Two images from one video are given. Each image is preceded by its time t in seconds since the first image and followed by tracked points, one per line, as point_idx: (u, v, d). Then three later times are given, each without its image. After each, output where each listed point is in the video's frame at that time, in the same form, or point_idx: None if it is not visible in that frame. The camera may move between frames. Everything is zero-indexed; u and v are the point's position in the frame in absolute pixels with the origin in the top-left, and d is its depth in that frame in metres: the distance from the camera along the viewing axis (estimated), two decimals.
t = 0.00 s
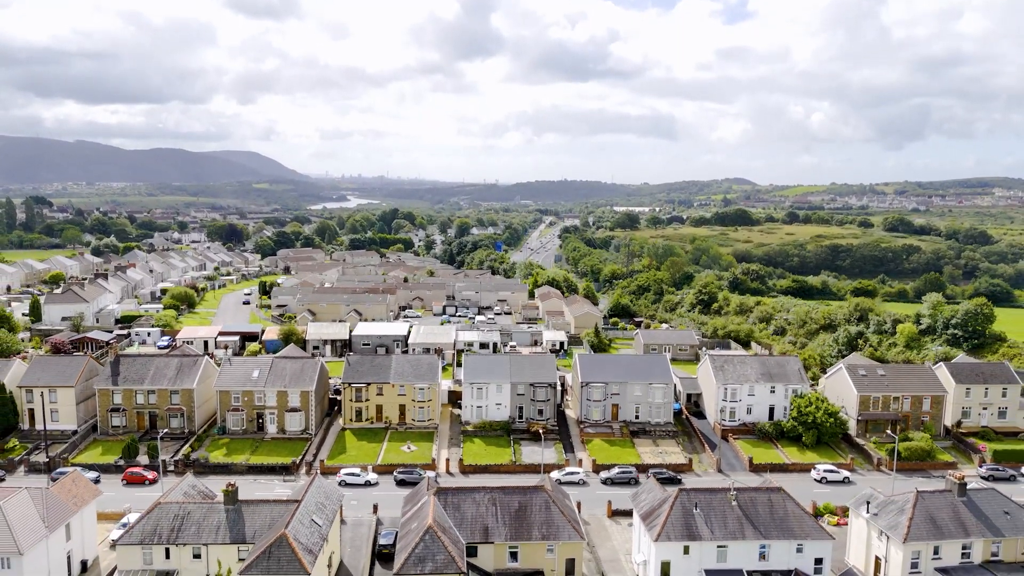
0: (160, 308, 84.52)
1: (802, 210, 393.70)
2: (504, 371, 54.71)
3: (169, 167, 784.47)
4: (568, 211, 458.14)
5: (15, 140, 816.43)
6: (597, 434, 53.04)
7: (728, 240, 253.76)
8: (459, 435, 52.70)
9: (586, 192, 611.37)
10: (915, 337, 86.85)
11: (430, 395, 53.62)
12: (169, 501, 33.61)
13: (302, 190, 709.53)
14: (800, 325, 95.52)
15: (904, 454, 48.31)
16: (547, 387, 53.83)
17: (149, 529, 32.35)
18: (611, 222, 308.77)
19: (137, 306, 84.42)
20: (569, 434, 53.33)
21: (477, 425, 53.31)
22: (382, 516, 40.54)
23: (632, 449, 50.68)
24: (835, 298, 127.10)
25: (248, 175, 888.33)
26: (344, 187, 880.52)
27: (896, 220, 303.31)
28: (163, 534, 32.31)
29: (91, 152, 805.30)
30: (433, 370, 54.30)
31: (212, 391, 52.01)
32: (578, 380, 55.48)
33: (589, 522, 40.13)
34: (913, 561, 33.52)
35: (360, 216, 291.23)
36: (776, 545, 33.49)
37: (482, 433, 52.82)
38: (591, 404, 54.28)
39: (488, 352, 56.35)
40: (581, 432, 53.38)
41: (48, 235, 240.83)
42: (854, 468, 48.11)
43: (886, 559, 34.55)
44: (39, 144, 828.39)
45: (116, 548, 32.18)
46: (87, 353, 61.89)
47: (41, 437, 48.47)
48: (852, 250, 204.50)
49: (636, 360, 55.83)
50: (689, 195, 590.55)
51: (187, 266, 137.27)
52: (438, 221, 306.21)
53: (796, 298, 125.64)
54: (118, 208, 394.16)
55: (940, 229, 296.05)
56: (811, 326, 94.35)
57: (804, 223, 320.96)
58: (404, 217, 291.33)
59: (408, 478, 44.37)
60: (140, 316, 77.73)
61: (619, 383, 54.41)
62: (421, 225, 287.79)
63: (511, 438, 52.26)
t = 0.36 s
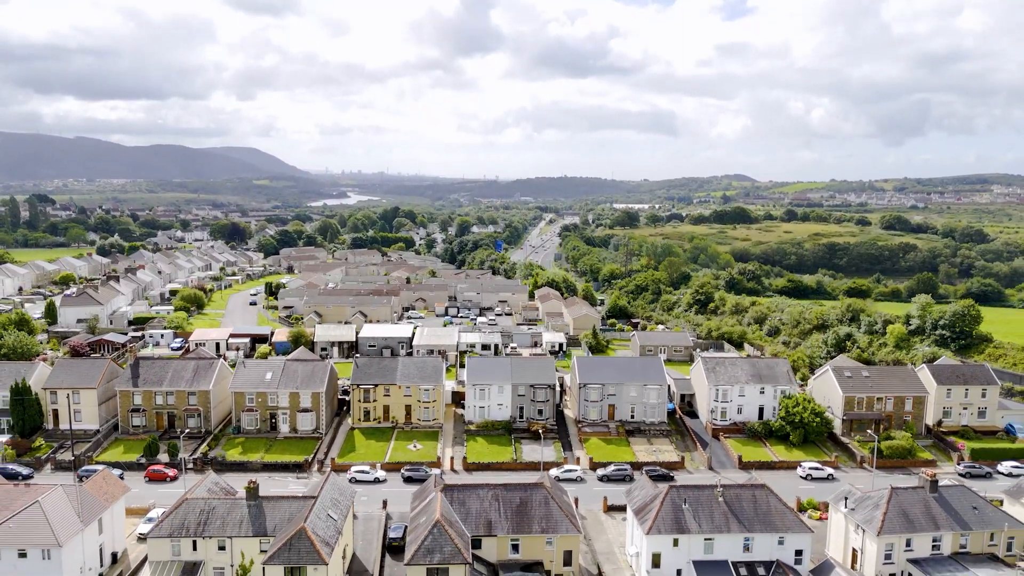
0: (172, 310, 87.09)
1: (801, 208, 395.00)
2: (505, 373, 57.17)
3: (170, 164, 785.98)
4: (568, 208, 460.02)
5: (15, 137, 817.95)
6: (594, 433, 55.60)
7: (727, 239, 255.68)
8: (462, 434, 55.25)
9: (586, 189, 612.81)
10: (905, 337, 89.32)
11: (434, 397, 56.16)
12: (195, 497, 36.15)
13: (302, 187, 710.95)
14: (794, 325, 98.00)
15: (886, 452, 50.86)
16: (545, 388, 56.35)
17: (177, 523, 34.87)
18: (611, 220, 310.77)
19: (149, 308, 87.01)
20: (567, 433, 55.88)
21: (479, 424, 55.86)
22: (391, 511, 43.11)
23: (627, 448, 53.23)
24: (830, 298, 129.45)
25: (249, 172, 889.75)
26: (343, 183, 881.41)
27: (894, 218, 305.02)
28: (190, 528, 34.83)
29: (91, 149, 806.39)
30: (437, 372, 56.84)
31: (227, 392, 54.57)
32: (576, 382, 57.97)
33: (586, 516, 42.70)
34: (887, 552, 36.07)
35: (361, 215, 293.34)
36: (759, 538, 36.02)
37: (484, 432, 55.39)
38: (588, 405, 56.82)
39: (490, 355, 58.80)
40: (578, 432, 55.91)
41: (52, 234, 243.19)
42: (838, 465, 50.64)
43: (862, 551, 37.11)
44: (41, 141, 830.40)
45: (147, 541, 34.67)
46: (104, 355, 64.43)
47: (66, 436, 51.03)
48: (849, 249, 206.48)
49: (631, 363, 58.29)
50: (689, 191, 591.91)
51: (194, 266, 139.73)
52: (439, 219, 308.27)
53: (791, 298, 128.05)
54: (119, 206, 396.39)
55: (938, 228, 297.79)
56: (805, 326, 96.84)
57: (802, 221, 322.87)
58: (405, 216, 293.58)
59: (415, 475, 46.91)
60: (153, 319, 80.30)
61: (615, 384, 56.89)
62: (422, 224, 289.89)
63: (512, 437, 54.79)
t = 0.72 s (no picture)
0: (181, 311, 89.57)
1: (799, 206, 396.78)
2: (506, 374, 59.64)
3: (170, 162, 787.23)
4: (567, 206, 461.95)
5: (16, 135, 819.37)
6: (592, 431, 58.10)
7: (725, 238, 258.03)
8: (465, 432, 57.78)
9: (586, 186, 614.42)
10: (895, 337, 91.78)
11: (438, 397, 58.65)
12: (217, 492, 38.66)
13: (302, 185, 712.30)
14: (788, 325, 100.46)
15: (869, 450, 53.35)
16: (545, 388, 58.82)
17: (201, 516, 37.35)
18: (611, 219, 312.89)
19: (160, 310, 89.50)
20: (566, 432, 58.41)
21: (481, 423, 58.39)
22: (399, 505, 45.61)
23: (623, 445, 55.73)
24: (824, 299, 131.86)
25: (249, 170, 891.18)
26: (343, 181, 882.84)
27: (891, 217, 307.10)
28: (214, 520, 37.31)
29: (92, 146, 807.63)
30: (441, 372, 59.28)
31: (241, 392, 57.07)
32: (574, 383, 60.47)
33: (584, 511, 45.28)
34: (864, 543, 38.56)
35: (362, 214, 295.57)
36: (745, 530, 38.54)
37: (486, 431, 57.91)
38: (586, 404, 59.32)
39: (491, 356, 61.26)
40: (576, 430, 58.42)
41: (57, 233, 245.71)
42: (824, 462, 53.13)
43: (841, 543, 39.58)
44: (41, 139, 832.00)
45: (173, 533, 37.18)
46: (121, 356, 66.94)
47: (88, 435, 53.55)
48: (846, 248, 208.77)
49: (627, 364, 60.77)
50: (688, 189, 593.72)
51: (200, 266, 142.08)
52: (439, 218, 310.60)
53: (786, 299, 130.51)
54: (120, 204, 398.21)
55: (935, 227, 299.87)
56: (798, 326, 99.31)
57: (800, 220, 325.03)
58: (406, 215, 295.86)
59: (421, 471, 49.42)
60: (165, 320, 82.80)
61: (612, 384, 59.35)
62: (422, 223, 292.08)
63: (513, 435, 57.31)
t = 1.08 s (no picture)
0: (190, 314, 91.98)
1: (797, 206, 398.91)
2: (507, 375, 62.09)
3: (169, 161, 788.29)
4: (566, 205, 463.74)
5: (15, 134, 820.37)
6: (589, 431, 60.60)
7: (723, 238, 260.14)
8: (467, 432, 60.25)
9: (584, 185, 616.18)
10: (885, 338, 94.25)
11: (442, 398, 61.09)
12: (236, 488, 41.13)
13: (302, 184, 713.81)
14: (782, 326, 102.89)
15: (854, 448, 55.85)
16: (544, 389, 61.28)
17: (223, 510, 39.85)
18: (609, 219, 314.91)
19: (169, 312, 91.90)
20: (564, 431, 60.90)
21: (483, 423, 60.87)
22: (406, 501, 48.07)
23: (619, 444, 58.22)
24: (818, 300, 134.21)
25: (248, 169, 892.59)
26: (342, 180, 884.20)
27: (888, 217, 309.35)
28: (234, 514, 39.81)
29: (91, 146, 808.89)
30: (444, 373, 61.72)
31: (253, 393, 59.51)
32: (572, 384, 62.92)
33: (581, 506, 47.78)
34: (844, 536, 41.03)
35: (362, 215, 297.73)
36: (732, 524, 41.02)
37: (488, 430, 60.40)
38: (584, 404, 61.78)
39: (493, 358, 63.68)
40: (574, 430, 60.91)
41: (60, 234, 247.91)
42: (811, 460, 55.63)
43: (822, 536, 42.07)
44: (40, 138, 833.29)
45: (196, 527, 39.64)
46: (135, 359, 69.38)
47: (107, 434, 56.00)
48: (842, 249, 211.05)
49: (624, 365, 63.17)
50: (686, 188, 595.61)
51: (204, 268, 144.40)
52: (439, 218, 312.74)
53: (780, 300, 133.14)
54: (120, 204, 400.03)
55: (931, 226, 302.16)
56: (792, 327, 101.73)
57: (798, 220, 327.19)
58: (405, 215, 298.10)
59: (426, 469, 51.87)
60: (175, 323, 85.20)
61: (608, 385, 61.81)
62: (422, 223, 294.20)
63: (514, 434, 59.79)
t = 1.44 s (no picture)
0: (198, 316, 94.32)
1: (794, 205, 401.33)
2: (508, 376, 64.57)
3: (168, 160, 789.41)
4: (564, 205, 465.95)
5: (14, 132, 820.96)
6: (586, 430, 63.10)
7: (720, 238, 262.59)
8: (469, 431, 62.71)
9: (583, 185, 618.38)
10: (875, 340, 96.77)
11: (445, 398, 63.58)
12: (253, 484, 43.57)
13: (300, 183, 715.28)
14: (776, 327, 105.37)
15: (840, 446, 58.37)
16: (543, 390, 63.72)
17: (241, 505, 42.27)
18: (608, 218, 317.03)
19: (177, 315, 94.23)
20: (563, 430, 63.41)
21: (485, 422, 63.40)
22: (412, 497, 50.55)
23: (615, 442, 60.75)
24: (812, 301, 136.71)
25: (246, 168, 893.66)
26: (341, 179, 885.95)
27: (884, 218, 312.01)
28: (251, 508, 42.24)
29: (90, 145, 809.87)
30: (447, 375, 64.23)
31: (264, 393, 61.96)
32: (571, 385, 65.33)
33: (579, 501, 50.29)
34: (826, 529, 43.51)
35: (362, 215, 299.96)
36: (721, 518, 43.53)
37: (489, 429, 62.92)
38: (581, 405, 64.28)
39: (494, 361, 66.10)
40: (572, 428, 63.44)
41: (62, 234, 249.65)
42: (799, 457, 58.17)
43: (806, 529, 44.56)
44: (39, 136, 833.64)
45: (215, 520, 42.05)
46: (147, 360, 71.77)
47: (124, 433, 58.41)
48: (838, 249, 213.49)
49: (620, 366, 65.60)
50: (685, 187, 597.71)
51: (209, 269, 146.67)
52: (438, 218, 314.87)
53: (775, 302, 135.73)
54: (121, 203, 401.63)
55: (927, 227, 304.85)
56: (785, 329, 104.25)
57: (794, 220, 329.59)
58: (405, 215, 300.37)
59: (431, 466, 54.32)
60: (184, 325, 87.57)
61: (605, 386, 64.28)
62: (421, 223, 296.45)
63: (515, 432, 62.31)
